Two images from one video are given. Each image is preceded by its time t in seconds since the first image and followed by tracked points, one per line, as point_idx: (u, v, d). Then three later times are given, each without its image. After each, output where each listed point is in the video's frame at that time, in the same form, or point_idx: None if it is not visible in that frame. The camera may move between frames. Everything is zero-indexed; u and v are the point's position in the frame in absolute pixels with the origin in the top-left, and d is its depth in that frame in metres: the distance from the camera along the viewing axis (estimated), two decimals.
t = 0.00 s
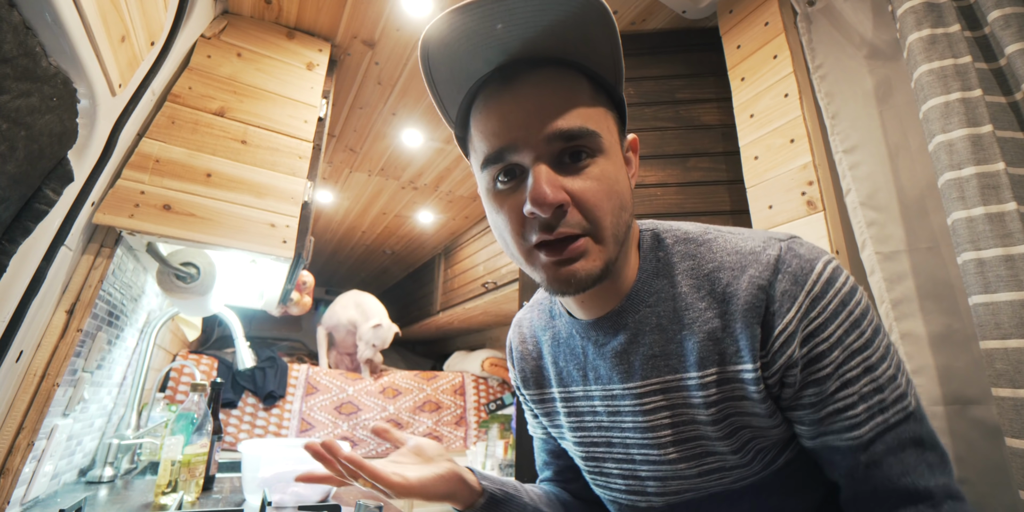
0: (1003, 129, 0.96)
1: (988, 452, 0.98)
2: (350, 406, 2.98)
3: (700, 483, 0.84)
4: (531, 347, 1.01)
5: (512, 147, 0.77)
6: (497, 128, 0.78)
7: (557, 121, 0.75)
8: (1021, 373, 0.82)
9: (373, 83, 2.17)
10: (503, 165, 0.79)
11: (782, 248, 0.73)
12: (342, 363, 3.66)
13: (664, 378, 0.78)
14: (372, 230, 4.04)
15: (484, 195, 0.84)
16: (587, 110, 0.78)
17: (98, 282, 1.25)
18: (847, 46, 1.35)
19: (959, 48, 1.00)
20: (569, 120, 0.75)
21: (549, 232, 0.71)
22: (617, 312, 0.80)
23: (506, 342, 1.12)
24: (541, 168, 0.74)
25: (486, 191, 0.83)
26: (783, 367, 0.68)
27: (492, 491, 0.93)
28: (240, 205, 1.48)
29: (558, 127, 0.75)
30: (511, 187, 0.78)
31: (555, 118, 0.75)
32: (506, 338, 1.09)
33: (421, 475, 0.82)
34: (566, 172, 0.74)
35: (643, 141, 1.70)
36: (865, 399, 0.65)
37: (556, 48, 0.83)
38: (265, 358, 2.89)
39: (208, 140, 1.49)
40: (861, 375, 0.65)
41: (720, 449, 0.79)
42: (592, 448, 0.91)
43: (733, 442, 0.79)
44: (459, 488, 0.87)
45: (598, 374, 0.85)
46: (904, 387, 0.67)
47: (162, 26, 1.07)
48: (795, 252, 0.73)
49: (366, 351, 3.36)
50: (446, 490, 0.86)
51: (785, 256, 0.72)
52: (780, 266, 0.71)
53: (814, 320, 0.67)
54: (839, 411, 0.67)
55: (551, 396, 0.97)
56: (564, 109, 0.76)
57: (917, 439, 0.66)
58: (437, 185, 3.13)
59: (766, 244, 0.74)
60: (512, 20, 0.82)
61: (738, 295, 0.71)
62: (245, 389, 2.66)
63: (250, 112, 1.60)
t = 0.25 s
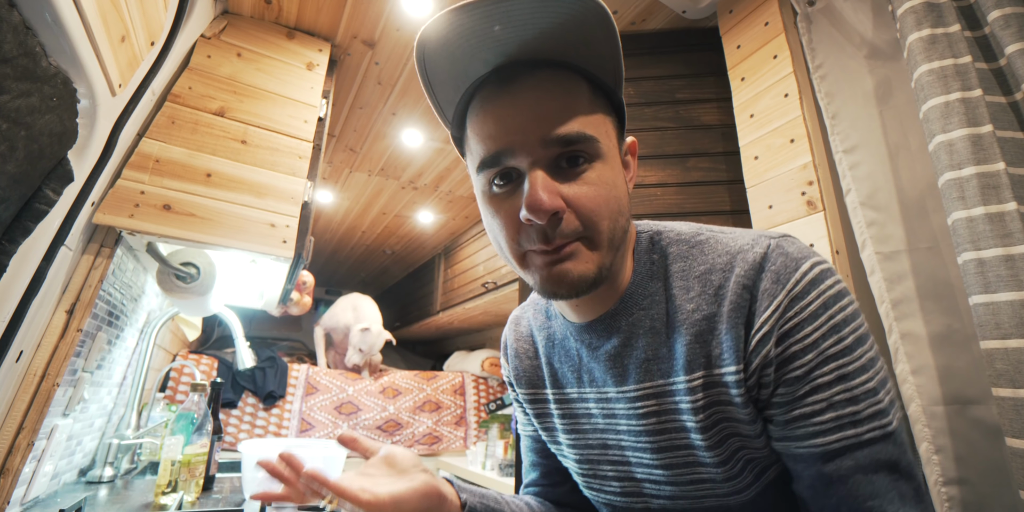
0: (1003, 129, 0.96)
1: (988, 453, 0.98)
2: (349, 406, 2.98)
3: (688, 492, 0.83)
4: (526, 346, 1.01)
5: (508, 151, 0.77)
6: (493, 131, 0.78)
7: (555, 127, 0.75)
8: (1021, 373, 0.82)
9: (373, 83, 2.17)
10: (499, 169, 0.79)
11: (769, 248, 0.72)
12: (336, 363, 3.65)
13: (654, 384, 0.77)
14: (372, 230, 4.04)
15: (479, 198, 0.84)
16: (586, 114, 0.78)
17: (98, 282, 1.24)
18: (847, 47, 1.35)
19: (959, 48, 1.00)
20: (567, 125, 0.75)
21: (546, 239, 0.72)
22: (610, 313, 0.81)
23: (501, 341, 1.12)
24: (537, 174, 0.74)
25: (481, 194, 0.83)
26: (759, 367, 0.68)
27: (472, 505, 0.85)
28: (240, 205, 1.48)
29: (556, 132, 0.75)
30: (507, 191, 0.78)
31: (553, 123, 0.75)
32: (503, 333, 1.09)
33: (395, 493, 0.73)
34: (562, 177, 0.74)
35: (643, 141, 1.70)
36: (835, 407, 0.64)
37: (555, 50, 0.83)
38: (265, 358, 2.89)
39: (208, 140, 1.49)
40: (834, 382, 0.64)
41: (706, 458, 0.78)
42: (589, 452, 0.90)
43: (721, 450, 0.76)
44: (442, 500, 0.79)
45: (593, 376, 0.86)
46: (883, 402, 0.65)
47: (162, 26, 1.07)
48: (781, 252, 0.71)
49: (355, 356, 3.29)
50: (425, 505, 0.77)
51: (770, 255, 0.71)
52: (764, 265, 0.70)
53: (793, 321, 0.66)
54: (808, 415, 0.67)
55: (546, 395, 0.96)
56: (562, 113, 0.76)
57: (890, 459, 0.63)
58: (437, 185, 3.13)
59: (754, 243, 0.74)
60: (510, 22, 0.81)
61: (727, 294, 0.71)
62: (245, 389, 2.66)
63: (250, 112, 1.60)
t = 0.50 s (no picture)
0: (1003, 128, 0.96)
1: (988, 453, 0.98)
2: (349, 406, 2.98)
3: (688, 501, 0.83)
4: (520, 352, 1.00)
5: (508, 143, 0.76)
6: (495, 124, 0.78)
7: (557, 120, 0.75)
8: (1021, 373, 0.82)
9: (374, 83, 2.17)
10: (499, 162, 0.78)
11: (771, 258, 0.73)
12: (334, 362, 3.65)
13: (654, 395, 0.77)
14: (372, 230, 4.04)
15: (478, 194, 0.83)
16: (588, 109, 0.78)
17: (98, 282, 1.24)
18: (847, 47, 1.35)
19: (959, 48, 1.00)
20: (569, 118, 0.75)
21: (547, 231, 0.71)
22: (610, 320, 0.80)
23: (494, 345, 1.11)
24: (538, 165, 0.73)
25: (480, 189, 0.82)
26: (761, 380, 0.68)
27: None
28: (240, 204, 1.48)
29: (557, 125, 0.75)
30: (506, 186, 0.78)
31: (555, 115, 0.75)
32: (495, 335, 1.09)
33: None
34: (564, 170, 0.74)
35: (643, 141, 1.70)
36: (835, 422, 0.66)
37: (559, 46, 0.83)
38: (265, 358, 2.89)
39: (208, 140, 1.49)
40: (834, 397, 0.65)
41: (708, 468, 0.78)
42: (588, 460, 0.90)
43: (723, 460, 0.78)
44: None
45: (590, 384, 0.85)
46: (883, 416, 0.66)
47: (162, 26, 1.07)
48: (784, 263, 0.72)
49: (346, 354, 3.31)
50: None
51: (772, 266, 0.72)
52: (766, 276, 0.71)
53: (794, 335, 0.67)
54: (806, 430, 0.68)
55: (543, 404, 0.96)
56: (564, 108, 0.76)
57: (888, 474, 0.65)
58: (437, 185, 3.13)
59: (755, 253, 0.75)
60: (515, 15, 0.82)
61: (727, 306, 0.72)
62: (245, 389, 2.66)
63: (250, 112, 1.60)
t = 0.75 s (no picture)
0: (1003, 128, 0.96)
1: (988, 452, 0.98)
2: (349, 406, 2.98)
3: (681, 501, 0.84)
4: (516, 352, 1.01)
5: (522, 143, 0.75)
6: (507, 121, 0.77)
7: (570, 121, 0.75)
8: (1021, 373, 0.82)
9: (373, 83, 2.17)
10: (511, 164, 0.77)
11: (749, 254, 0.70)
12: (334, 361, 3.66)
13: (643, 395, 0.77)
14: (372, 230, 4.04)
15: (483, 195, 0.82)
16: (603, 110, 0.78)
17: (98, 282, 1.25)
18: (847, 47, 1.35)
19: (959, 48, 1.00)
20: (583, 119, 0.75)
21: (567, 239, 0.70)
22: (609, 320, 0.79)
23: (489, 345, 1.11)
24: (557, 168, 0.73)
25: (486, 190, 0.81)
26: (732, 382, 0.67)
27: None
28: (240, 204, 1.48)
29: (572, 126, 0.75)
30: (517, 188, 0.77)
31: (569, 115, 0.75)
32: (489, 334, 1.09)
33: None
34: (580, 173, 0.74)
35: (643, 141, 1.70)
36: (802, 428, 0.65)
37: (572, 42, 0.83)
38: (265, 358, 2.89)
39: (208, 140, 1.49)
40: (805, 403, 0.64)
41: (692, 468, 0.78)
42: (587, 458, 0.91)
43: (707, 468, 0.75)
44: None
45: (587, 385, 0.85)
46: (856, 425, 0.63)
47: (162, 26, 1.07)
48: (763, 258, 0.69)
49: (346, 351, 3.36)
50: None
51: (749, 262, 0.69)
52: (742, 273, 0.68)
53: (767, 337, 0.65)
54: (774, 432, 0.67)
55: (540, 404, 0.96)
56: (577, 107, 0.75)
57: (853, 481, 0.64)
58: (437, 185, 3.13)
59: (734, 248, 0.72)
60: (531, 7, 0.81)
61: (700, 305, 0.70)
62: (245, 389, 2.66)
63: (250, 112, 1.60)
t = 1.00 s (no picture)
0: (1004, 128, 0.95)
1: (988, 452, 0.97)
2: (349, 406, 2.98)
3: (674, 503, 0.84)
4: (518, 350, 1.01)
5: (507, 149, 0.76)
6: (493, 126, 0.77)
7: (558, 123, 0.74)
8: (1021, 373, 0.82)
9: (373, 83, 2.17)
10: (498, 172, 0.78)
11: (750, 251, 0.69)
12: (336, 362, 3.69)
13: (643, 395, 0.77)
14: (372, 230, 4.04)
15: (476, 202, 0.83)
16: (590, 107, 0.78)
17: (98, 282, 1.25)
18: (847, 47, 1.35)
19: (959, 48, 1.00)
20: (568, 120, 0.74)
21: (556, 246, 0.70)
22: (610, 322, 0.79)
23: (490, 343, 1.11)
24: (543, 175, 0.73)
25: (477, 198, 0.82)
26: (727, 381, 0.68)
27: None
28: (240, 204, 1.48)
29: (559, 129, 0.74)
30: (507, 196, 0.77)
31: (555, 118, 0.74)
32: (492, 332, 1.09)
33: None
34: (568, 177, 0.73)
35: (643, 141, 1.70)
36: (786, 427, 0.67)
37: (554, 42, 0.83)
38: (265, 358, 2.89)
39: (208, 140, 1.49)
40: (792, 403, 0.65)
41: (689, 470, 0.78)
42: (583, 461, 0.90)
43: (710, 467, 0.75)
44: None
45: (587, 385, 0.85)
46: (843, 428, 0.64)
47: (162, 26, 1.08)
48: (765, 256, 0.68)
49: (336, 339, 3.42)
50: None
51: (750, 260, 0.68)
52: (741, 272, 0.67)
53: (761, 338, 0.65)
54: (759, 430, 0.70)
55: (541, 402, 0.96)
56: (565, 108, 0.75)
57: (836, 483, 0.65)
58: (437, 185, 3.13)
59: (735, 245, 0.71)
60: (508, 10, 0.81)
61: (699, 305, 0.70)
62: (245, 389, 2.66)
63: (250, 112, 1.60)
